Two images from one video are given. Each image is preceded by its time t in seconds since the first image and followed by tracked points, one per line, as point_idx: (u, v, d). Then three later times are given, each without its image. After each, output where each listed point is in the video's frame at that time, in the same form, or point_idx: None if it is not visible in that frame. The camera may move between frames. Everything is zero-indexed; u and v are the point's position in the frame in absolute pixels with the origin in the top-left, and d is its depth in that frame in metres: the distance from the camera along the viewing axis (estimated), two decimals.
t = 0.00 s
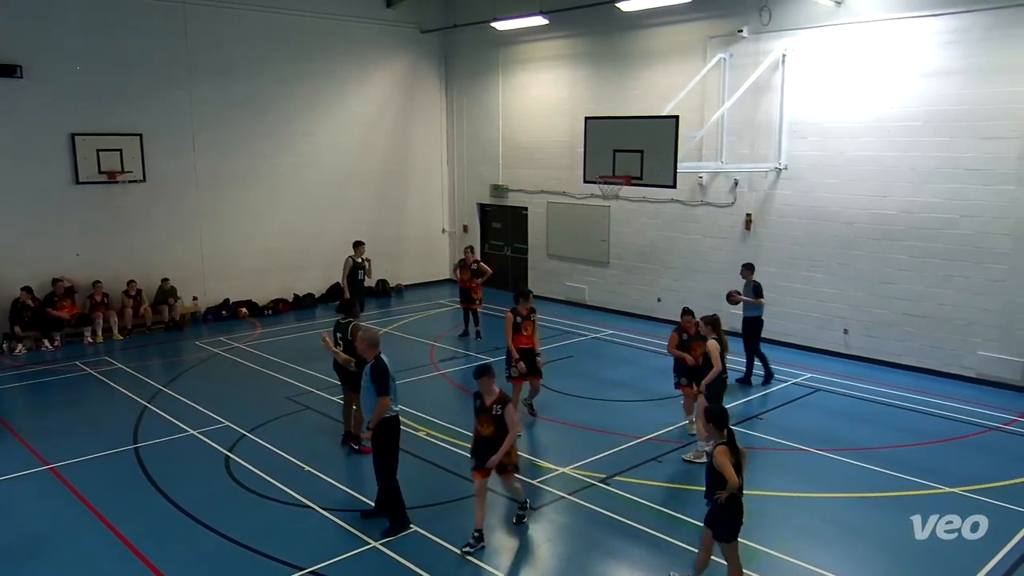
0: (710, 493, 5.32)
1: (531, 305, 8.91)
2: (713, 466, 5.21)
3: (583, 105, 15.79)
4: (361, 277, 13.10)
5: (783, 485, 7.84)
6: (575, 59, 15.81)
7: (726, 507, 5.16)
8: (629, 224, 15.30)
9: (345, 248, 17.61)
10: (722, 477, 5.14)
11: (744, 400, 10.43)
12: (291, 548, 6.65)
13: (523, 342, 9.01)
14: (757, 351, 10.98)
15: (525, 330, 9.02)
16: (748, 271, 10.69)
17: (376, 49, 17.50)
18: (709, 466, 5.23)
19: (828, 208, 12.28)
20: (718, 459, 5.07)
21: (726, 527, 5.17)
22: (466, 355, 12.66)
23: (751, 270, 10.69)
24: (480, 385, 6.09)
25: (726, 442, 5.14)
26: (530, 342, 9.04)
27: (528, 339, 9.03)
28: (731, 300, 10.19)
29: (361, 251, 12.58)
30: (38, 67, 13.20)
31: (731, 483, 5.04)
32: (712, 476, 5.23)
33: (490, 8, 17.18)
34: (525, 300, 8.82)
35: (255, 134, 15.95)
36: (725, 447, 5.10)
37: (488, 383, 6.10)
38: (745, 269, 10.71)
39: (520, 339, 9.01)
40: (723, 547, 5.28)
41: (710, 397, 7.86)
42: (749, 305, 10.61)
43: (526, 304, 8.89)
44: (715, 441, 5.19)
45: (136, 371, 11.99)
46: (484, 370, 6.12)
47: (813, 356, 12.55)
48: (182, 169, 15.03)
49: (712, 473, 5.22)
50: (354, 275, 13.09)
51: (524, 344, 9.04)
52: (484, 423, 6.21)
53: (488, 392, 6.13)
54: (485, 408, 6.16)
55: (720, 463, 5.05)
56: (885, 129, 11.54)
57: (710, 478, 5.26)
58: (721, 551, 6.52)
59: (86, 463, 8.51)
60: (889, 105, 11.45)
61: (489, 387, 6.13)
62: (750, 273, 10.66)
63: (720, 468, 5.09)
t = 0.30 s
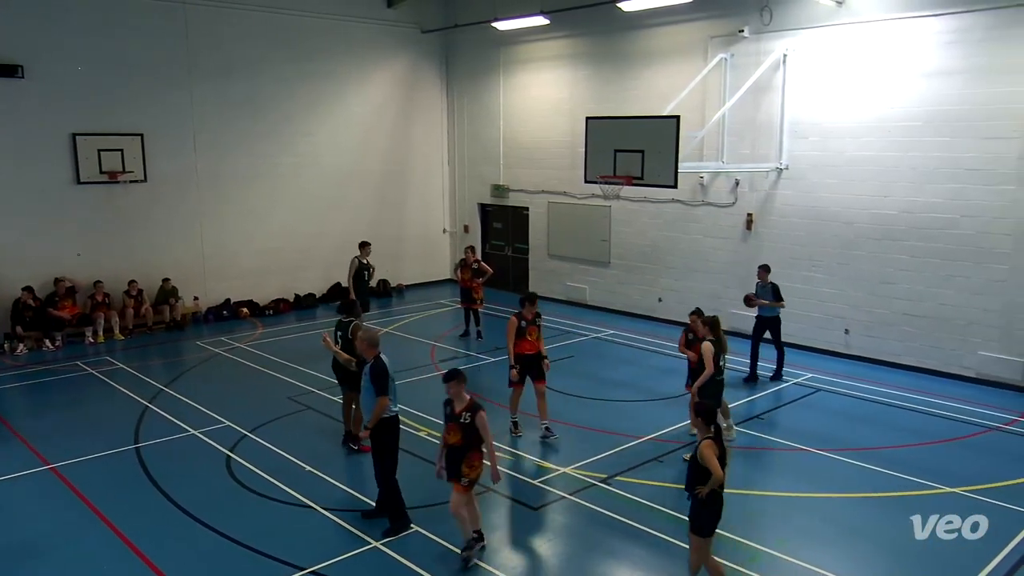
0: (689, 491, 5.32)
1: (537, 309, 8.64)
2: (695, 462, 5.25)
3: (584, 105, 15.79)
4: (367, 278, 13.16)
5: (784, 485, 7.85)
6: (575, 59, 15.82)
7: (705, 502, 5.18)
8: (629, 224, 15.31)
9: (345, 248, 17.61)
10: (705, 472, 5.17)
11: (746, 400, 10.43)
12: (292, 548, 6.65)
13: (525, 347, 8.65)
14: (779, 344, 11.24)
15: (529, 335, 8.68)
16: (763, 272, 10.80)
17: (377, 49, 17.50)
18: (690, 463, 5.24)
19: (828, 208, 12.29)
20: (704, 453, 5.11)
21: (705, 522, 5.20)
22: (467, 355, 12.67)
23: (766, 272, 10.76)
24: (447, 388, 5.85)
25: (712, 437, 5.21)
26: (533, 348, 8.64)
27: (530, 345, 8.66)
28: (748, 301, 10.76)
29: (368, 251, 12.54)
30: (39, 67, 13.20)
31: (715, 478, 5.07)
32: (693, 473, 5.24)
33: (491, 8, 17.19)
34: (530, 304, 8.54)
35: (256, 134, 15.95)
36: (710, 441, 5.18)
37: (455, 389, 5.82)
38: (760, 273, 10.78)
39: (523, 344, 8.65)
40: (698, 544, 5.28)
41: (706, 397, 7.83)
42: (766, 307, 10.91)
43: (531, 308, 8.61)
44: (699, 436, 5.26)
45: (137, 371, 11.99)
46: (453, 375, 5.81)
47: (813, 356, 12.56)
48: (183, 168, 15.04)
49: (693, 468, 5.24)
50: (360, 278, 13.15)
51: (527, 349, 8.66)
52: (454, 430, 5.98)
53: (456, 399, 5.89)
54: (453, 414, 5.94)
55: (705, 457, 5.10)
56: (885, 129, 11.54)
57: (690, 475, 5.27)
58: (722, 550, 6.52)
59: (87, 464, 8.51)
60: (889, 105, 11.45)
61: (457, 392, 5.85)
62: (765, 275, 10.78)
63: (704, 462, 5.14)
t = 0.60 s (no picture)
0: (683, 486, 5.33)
1: (556, 316, 8.34)
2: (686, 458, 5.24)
3: (589, 105, 15.78)
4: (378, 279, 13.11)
5: (788, 486, 7.84)
6: (580, 59, 15.81)
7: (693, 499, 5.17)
8: (634, 224, 15.30)
9: (350, 247, 17.63)
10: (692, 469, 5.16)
11: (751, 401, 10.42)
12: (297, 548, 6.65)
13: (541, 354, 8.40)
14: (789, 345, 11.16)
15: (545, 342, 8.40)
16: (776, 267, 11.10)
17: (381, 49, 17.52)
18: (680, 458, 5.24)
19: (834, 208, 12.26)
20: (690, 449, 5.10)
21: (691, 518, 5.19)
22: (471, 355, 12.67)
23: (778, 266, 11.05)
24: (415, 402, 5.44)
25: (702, 434, 5.18)
26: (550, 356, 8.40)
27: (548, 352, 8.41)
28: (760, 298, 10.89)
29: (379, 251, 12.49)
30: (45, 67, 13.26)
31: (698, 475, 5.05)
32: (684, 468, 5.25)
33: (495, 8, 17.18)
34: (550, 311, 8.23)
35: (261, 134, 15.99)
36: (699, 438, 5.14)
37: (424, 402, 5.42)
38: (776, 268, 11.06)
39: (539, 351, 8.40)
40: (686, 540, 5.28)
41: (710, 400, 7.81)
42: (777, 302, 10.95)
43: (550, 315, 8.30)
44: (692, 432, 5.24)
45: (142, 370, 12.03)
46: (422, 387, 5.42)
47: (819, 356, 12.53)
48: (188, 168, 15.08)
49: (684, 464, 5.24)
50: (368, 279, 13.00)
51: (543, 356, 8.41)
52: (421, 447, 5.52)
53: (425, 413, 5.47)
54: (422, 430, 5.49)
55: (691, 454, 5.08)
56: (891, 129, 11.52)
57: (682, 471, 5.27)
58: (725, 550, 6.51)
59: (94, 463, 8.55)
60: (895, 105, 11.43)
61: (426, 407, 5.46)
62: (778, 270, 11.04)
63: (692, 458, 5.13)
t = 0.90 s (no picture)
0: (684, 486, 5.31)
1: (578, 318, 8.14)
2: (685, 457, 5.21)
3: (595, 105, 15.77)
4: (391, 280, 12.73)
5: (794, 486, 7.82)
6: (587, 59, 15.80)
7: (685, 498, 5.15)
8: (640, 224, 15.28)
9: (356, 247, 17.66)
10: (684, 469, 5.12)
11: (757, 401, 10.39)
12: (303, 547, 6.65)
13: (563, 357, 8.19)
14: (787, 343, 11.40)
15: (566, 345, 8.20)
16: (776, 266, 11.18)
17: (387, 49, 17.53)
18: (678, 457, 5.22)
19: (841, 208, 12.22)
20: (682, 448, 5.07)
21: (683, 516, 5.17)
22: (477, 355, 12.67)
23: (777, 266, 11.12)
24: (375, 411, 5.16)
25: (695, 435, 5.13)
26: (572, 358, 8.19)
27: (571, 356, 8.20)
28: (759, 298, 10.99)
29: (389, 252, 12.48)
30: (54, 67, 13.32)
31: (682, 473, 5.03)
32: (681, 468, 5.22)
33: (502, 8, 17.18)
34: (570, 312, 8.07)
35: (267, 134, 16.02)
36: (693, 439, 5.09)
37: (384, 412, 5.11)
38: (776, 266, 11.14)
39: (561, 355, 8.19)
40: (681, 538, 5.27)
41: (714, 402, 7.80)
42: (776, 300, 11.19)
43: (571, 317, 8.12)
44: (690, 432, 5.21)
45: (149, 369, 12.07)
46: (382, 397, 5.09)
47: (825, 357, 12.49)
48: (195, 168, 15.12)
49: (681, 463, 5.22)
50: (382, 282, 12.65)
51: (566, 359, 8.19)
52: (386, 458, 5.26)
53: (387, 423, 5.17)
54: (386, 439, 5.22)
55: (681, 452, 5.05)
56: (898, 128, 11.48)
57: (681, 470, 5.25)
58: (730, 551, 6.49)
59: (101, 461, 8.56)
60: (902, 105, 11.38)
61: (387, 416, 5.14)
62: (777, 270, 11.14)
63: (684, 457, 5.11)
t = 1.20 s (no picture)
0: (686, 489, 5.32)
1: (599, 325, 7.94)
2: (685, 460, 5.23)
3: (599, 105, 15.77)
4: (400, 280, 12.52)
5: (798, 487, 7.80)
6: (591, 59, 15.79)
7: (685, 500, 5.16)
8: (644, 224, 15.27)
9: (360, 247, 17.68)
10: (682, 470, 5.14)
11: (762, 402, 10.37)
12: (308, 547, 6.66)
13: (586, 365, 8.00)
14: (784, 337, 11.66)
15: (589, 352, 8.02)
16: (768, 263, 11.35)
17: (391, 49, 17.53)
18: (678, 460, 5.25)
19: (846, 208, 12.20)
20: (679, 450, 5.10)
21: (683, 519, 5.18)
22: (481, 355, 12.67)
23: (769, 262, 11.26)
24: (332, 418, 5.35)
25: (695, 437, 5.15)
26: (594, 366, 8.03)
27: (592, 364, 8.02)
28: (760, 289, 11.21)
29: (395, 253, 12.39)
30: (60, 68, 13.36)
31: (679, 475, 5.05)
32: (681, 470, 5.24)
33: (507, 8, 17.18)
34: (592, 319, 7.87)
35: (272, 133, 16.05)
36: (691, 441, 5.12)
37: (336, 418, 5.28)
38: (766, 263, 11.30)
39: (584, 364, 8.00)
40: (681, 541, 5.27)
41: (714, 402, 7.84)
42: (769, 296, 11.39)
43: (592, 324, 7.92)
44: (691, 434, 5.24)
45: (154, 369, 12.10)
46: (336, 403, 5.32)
47: (830, 357, 12.47)
48: (200, 168, 15.15)
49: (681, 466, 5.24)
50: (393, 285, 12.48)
51: (588, 367, 8.02)
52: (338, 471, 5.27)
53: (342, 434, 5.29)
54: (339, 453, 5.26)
55: (678, 453, 5.07)
56: (903, 128, 11.45)
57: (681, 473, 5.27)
58: (735, 551, 6.48)
59: (107, 461, 8.59)
60: (908, 105, 11.36)
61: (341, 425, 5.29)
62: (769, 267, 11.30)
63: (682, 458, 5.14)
